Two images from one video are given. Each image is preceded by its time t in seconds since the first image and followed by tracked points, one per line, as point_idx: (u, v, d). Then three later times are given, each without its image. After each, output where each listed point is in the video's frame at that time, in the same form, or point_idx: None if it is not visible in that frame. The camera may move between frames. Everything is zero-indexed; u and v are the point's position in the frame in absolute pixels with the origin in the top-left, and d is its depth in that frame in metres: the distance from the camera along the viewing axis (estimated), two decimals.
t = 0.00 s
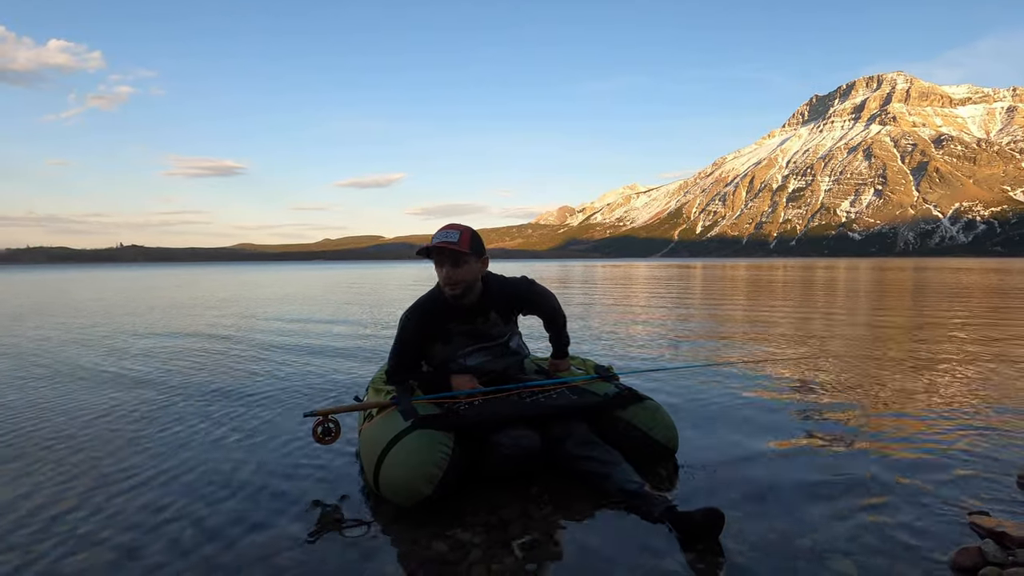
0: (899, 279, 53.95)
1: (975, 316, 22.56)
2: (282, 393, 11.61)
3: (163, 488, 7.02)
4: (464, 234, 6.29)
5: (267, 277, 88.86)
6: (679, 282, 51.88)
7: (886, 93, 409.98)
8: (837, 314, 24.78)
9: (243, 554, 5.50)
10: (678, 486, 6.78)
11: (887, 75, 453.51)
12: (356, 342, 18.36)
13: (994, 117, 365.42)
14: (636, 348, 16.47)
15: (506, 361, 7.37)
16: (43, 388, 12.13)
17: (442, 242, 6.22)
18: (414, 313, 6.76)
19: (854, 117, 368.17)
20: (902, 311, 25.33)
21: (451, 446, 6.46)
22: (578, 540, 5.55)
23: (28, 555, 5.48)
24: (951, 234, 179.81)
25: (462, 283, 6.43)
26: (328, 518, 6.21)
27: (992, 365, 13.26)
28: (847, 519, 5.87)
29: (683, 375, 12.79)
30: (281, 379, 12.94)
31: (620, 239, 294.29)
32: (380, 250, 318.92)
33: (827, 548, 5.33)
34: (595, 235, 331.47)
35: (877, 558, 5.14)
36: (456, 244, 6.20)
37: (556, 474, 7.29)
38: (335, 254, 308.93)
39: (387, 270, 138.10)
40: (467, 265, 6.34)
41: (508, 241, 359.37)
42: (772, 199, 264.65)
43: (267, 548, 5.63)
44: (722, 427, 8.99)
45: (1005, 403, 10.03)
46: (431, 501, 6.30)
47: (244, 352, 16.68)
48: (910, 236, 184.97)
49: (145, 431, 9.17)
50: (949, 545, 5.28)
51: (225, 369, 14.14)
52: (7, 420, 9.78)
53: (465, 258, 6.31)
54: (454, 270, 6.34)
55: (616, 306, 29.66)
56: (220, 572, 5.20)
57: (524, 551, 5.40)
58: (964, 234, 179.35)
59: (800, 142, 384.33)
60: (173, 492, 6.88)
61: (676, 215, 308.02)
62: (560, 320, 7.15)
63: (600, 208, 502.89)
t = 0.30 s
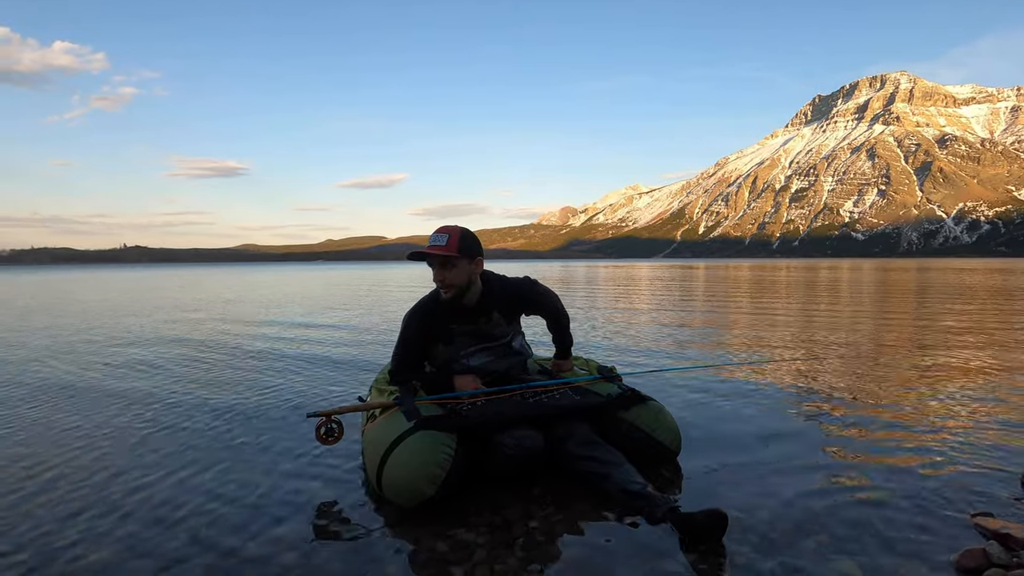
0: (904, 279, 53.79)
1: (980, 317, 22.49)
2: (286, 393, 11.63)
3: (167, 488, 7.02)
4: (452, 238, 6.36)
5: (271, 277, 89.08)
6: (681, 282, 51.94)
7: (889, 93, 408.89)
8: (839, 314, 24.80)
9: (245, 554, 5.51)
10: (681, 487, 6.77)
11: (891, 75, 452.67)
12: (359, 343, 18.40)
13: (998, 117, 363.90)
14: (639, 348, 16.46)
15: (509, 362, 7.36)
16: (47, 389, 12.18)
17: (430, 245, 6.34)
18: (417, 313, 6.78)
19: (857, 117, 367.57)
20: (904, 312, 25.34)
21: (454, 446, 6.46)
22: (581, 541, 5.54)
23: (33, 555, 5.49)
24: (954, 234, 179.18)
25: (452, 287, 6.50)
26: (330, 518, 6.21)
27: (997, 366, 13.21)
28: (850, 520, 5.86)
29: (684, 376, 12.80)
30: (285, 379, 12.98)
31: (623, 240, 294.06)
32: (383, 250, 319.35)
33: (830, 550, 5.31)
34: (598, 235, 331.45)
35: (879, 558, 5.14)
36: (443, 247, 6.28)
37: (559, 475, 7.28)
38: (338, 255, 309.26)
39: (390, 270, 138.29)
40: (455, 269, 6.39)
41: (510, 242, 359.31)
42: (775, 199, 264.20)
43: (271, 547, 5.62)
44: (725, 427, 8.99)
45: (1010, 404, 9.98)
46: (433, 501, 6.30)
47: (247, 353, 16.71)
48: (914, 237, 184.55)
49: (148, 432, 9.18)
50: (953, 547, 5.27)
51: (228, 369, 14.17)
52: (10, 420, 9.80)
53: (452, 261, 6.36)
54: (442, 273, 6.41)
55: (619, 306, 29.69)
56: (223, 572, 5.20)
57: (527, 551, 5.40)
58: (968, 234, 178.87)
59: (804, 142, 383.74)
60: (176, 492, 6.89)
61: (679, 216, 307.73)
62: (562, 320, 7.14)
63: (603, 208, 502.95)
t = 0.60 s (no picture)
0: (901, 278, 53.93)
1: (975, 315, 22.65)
2: (282, 393, 11.64)
3: (164, 488, 7.01)
4: (447, 238, 6.33)
5: (268, 277, 89.03)
6: (680, 281, 51.98)
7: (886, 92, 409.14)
8: (838, 313, 24.82)
9: (243, 554, 5.49)
10: (678, 485, 6.78)
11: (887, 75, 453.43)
12: (356, 343, 18.40)
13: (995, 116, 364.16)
14: (636, 347, 16.48)
15: (506, 361, 7.36)
16: (44, 389, 12.18)
17: (426, 247, 6.31)
18: (413, 313, 6.77)
19: (854, 117, 368.19)
20: (902, 310, 25.36)
21: (451, 446, 6.46)
22: (578, 541, 5.54)
23: (30, 555, 5.47)
24: (951, 233, 179.56)
25: (449, 287, 6.51)
26: (327, 519, 6.20)
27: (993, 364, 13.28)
28: (847, 518, 5.87)
29: (683, 375, 12.80)
30: (282, 379, 12.96)
31: (620, 240, 294.25)
32: (380, 250, 319.45)
33: (828, 548, 5.31)
34: (596, 234, 331.57)
35: (876, 556, 5.15)
36: (438, 249, 6.25)
37: (557, 474, 7.28)
38: (335, 254, 309.00)
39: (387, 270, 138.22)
40: (453, 269, 6.37)
41: (508, 242, 359.40)
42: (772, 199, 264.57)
43: (268, 548, 5.61)
44: (721, 426, 9.01)
45: (1005, 402, 10.02)
46: (431, 501, 6.29)
47: (246, 353, 16.71)
48: (910, 236, 184.99)
49: (146, 433, 9.17)
50: (949, 545, 5.27)
51: (227, 370, 14.17)
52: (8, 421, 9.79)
53: (448, 262, 6.33)
54: (440, 275, 6.39)
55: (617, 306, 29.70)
56: (220, 573, 5.18)
57: (525, 551, 5.39)
58: (964, 233, 179.39)
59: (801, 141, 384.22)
60: (174, 493, 6.87)
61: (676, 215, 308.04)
62: (560, 319, 7.14)
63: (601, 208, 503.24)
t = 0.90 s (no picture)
0: (897, 277, 53.76)
1: (970, 314, 22.66)
2: (277, 393, 11.63)
3: (160, 489, 7.00)
4: (458, 235, 6.32)
5: (264, 277, 88.97)
6: (677, 281, 52.06)
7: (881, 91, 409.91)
8: (833, 312, 24.86)
9: (239, 555, 5.49)
10: (673, 484, 6.80)
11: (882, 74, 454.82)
12: (352, 343, 18.39)
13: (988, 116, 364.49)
14: (633, 346, 16.49)
15: (502, 361, 7.36)
16: (39, 389, 12.15)
17: (438, 245, 6.20)
18: (409, 313, 6.76)
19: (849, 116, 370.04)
20: (897, 309, 25.37)
21: (447, 446, 6.45)
22: (574, 541, 5.54)
23: (26, 556, 5.47)
24: (946, 232, 180.26)
25: (463, 283, 6.43)
26: (323, 520, 6.19)
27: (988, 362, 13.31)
28: (843, 516, 5.88)
29: (679, 373, 12.82)
30: (278, 380, 12.95)
31: (616, 239, 294.67)
32: (377, 250, 319.06)
33: (823, 546, 5.33)
34: (592, 234, 331.84)
35: (871, 554, 5.17)
36: (453, 246, 6.22)
37: (553, 473, 7.29)
38: (332, 254, 308.78)
39: (383, 270, 137.98)
40: (465, 266, 6.38)
41: (504, 241, 359.55)
42: (768, 198, 265.30)
43: (263, 548, 5.61)
44: (717, 424, 9.03)
45: (1000, 400, 10.05)
46: (427, 501, 6.29)
47: (244, 353, 16.70)
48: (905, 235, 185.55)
49: (143, 433, 9.16)
50: (944, 542, 5.29)
51: (225, 370, 14.17)
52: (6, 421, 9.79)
53: (460, 259, 6.33)
54: (453, 273, 6.34)
55: (614, 305, 29.72)
56: (217, 574, 5.18)
57: (521, 551, 5.40)
58: (958, 232, 180.12)
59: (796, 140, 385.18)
60: (171, 493, 6.88)
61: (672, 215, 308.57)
62: (555, 320, 7.16)
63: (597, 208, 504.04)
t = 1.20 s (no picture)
0: (896, 275, 53.66)
1: (968, 313, 22.63)
2: (275, 393, 11.61)
3: (159, 488, 7.00)
4: (460, 234, 6.38)
5: (263, 277, 88.95)
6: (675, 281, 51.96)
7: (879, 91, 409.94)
8: (832, 312, 24.81)
9: (238, 555, 5.48)
10: (672, 483, 6.81)
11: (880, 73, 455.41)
12: (351, 342, 18.38)
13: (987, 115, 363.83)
14: (631, 346, 16.49)
15: (501, 360, 7.37)
16: (36, 389, 12.12)
17: (441, 243, 6.22)
18: (409, 312, 6.77)
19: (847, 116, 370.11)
20: (895, 308, 25.35)
21: (447, 446, 6.46)
22: (574, 541, 5.54)
23: (26, 556, 5.46)
24: (944, 231, 180.30)
25: (464, 282, 6.42)
26: (322, 520, 6.18)
27: (986, 361, 13.32)
28: (841, 515, 5.89)
29: (678, 372, 12.81)
30: (276, 379, 12.93)
31: (615, 238, 294.53)
32: (375, 250, 318.78)
33: (821, 545, 5.34)
34: (590, 233, 331.98)
35: (869, 553, 5.17)
36: (456, 243, 6.26)
37: (552, 473, 7.29)
38: (330, 254, 308.45)
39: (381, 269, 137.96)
40: (467, 264, 6.42)
41: (503, 241, 359.40)
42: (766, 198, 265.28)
43: (263, 548, 5.61)
44: (716, 423, 9.03)
45: (998, 399, 10.07)
46: (426, 501, 6.28)
47: (243, 353, 16.67)
48: (903, 233, 185.74)
49: (142, 433, 9.14)
50: (942, 541, 5.30)
51: (223, 370, 14.13)
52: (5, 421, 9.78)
53: (463, 257, 6.37)
54: (455, 271, 6.35)
55: (613, 305, 29.68)
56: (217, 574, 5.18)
57: (521, 551, 5.40)
58: (957, 232, 180.38)
59: (795, 140, 385.60)
60: (170, 493, 6.87)
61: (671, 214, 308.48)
62: (555, 319, 7.18)
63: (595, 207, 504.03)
